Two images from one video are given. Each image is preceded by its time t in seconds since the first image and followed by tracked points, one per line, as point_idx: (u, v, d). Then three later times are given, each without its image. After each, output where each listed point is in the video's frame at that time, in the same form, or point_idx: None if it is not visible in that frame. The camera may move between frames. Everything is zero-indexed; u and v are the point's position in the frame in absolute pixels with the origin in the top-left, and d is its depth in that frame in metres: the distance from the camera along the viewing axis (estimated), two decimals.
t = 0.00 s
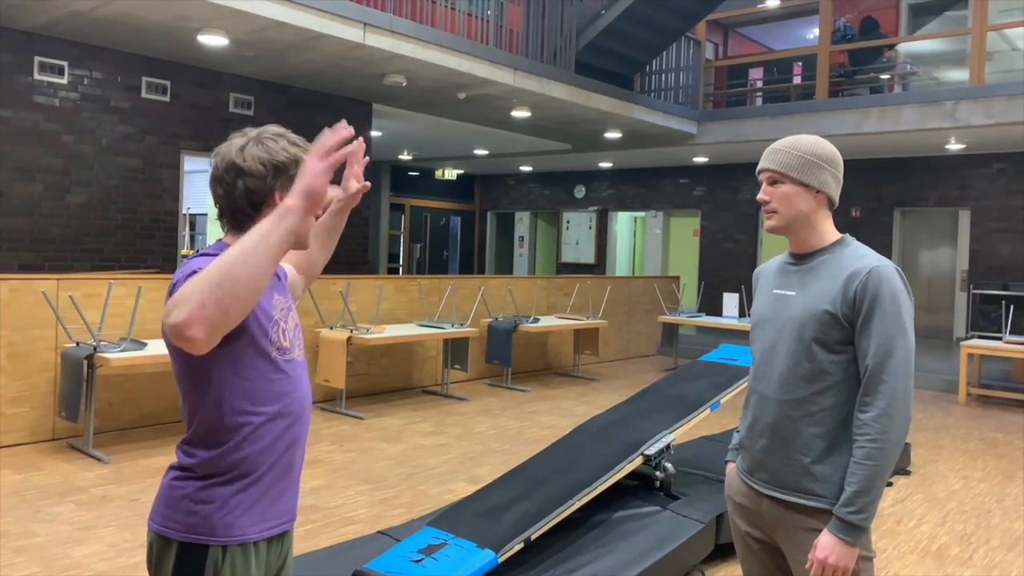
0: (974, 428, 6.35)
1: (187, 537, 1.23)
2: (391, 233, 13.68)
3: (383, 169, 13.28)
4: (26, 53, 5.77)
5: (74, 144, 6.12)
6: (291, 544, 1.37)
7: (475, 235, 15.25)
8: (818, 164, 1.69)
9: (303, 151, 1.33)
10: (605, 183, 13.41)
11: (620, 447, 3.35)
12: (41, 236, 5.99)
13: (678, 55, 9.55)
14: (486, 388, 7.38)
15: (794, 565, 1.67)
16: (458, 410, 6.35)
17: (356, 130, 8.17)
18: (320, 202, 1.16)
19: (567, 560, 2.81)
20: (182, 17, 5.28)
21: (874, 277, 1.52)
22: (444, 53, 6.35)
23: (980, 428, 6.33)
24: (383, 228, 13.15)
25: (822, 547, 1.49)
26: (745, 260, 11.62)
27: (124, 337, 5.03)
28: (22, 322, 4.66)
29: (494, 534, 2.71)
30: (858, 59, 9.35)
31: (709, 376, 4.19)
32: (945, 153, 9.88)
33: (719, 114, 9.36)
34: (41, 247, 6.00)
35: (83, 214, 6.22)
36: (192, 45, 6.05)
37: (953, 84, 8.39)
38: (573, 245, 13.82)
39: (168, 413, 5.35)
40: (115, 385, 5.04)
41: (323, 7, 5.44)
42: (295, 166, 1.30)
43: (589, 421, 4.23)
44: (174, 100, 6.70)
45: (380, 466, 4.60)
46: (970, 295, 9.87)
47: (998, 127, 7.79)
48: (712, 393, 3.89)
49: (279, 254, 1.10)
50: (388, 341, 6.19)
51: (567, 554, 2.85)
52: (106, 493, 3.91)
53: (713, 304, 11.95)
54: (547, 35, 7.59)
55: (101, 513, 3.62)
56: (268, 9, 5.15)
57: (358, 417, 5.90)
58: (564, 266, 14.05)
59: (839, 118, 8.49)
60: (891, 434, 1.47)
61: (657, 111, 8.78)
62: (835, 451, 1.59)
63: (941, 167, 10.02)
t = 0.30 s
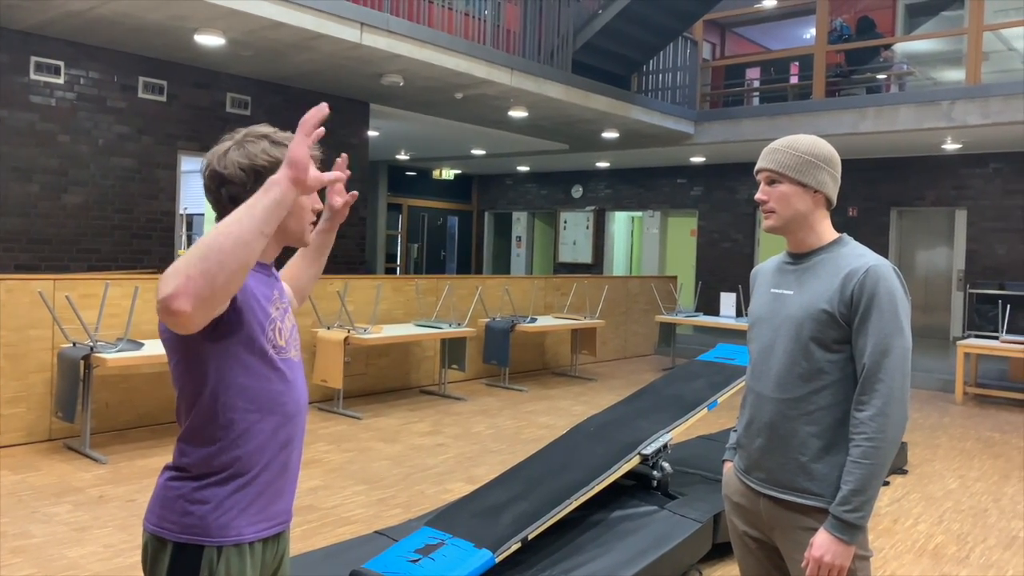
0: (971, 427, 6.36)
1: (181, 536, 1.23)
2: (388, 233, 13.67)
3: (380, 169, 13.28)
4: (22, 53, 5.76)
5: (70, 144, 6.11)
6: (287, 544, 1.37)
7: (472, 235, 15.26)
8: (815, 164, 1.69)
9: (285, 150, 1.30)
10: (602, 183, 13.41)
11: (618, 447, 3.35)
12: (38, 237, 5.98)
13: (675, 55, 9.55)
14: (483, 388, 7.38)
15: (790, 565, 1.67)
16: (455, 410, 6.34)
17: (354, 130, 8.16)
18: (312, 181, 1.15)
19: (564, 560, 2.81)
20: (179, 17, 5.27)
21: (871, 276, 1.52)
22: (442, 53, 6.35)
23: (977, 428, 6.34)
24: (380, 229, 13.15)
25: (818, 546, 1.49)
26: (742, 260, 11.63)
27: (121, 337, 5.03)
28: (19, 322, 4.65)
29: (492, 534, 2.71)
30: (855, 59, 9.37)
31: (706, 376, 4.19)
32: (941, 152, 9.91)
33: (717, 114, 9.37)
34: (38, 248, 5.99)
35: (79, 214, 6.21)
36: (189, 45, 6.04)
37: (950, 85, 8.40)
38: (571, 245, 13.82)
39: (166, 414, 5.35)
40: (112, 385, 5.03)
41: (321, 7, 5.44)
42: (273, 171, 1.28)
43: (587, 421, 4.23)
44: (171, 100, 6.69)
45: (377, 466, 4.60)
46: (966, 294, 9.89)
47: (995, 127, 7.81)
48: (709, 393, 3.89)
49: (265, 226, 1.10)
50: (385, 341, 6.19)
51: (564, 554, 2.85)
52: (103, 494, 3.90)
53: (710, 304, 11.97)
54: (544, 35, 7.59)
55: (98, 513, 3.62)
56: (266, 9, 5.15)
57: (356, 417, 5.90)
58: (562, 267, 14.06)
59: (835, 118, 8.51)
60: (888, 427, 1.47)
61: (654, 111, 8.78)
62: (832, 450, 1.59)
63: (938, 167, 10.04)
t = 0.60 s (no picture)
0: (967, 426, 6.38)
1: (176, 535, 1.23)
2: (385, 232, 13.66)
3: (378, 168, 13.27)
4: (18, 51, 5.74)
5: (67, 143, 6.09)
6: (283, 543, 1.37)
7: (470, 234, 15.25)
8: (812, 164, 1.70)
9: (262, 147, 1.29)
10: (599, 182, 13.42)
11: (615, 446, 3.35)
12: (34, 235, 5.96)
13: (673, 55, 9.55)
14: (480, 387, 7.38)
15: (788, 563, 1.67)
16: (453, 409, 6.34)
17: (351, 129, 8.15)
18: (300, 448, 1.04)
19: (561, 559, 2.81)
20: (176, 15, 5.26)
21: (869, 276, 1.53)
22: (439, 52, 6.35)
23: (973, 427, 6.35)
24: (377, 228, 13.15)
25: (816, 544, 1.49)
26: (739, 259, 11.64)
27: (117, 336, 5.02)
28: (15, 321, 4.64)
29: (489, 533, 2.71)
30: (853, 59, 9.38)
31: (702, 375, 4.20)
32: (938, 152, 9.93)
33: (714, 114, 9.37)
34: (35, 246, 5.98)
35: (75, 212, 6.19)
36: (186, 43, 6.03)
37: (947, 84, 8.40)
38: (568, 244, 13.82)
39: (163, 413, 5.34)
40: (109, 384, 5.02)
41: (318, 6, 5.43)
42: (248, 171, 1.27)
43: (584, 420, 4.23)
44: (168, 99, 6.68)
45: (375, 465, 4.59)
46: (963, 294, 9.91)
47: (991, 127, 7.83)
48: (706, 392, 3.89)
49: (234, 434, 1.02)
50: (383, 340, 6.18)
51: (561, 553, 2.85)
52: (99, 493, 3.89)
53: (708, 304, 11.98)
54: (542, 34, 7.58)
55: (95, 512, 3.61)
56: (263, 8, 5.15)
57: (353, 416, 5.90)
58: (559, 266, 14.05)
59: (832, 118, 8.52)
60: (883, 434, 1.47)
61: (651, 111, 8.78)
62: (829, 449, 1.60)
63: (935, 167, 10.06)
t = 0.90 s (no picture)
0: (964, 426, 6.39)
1: (177, 535, 1.23)
2: (382, 231, 13.64)
3: (375, 168, 13.27)
4: (14, 50, 5.72)
5: (63, 142, 6.08)
6: (283, 543, 1.37)
7: (467, 233, 15.25)
8: (810, 163, 1.70)
9: (260, 145, 1.29)
10: (596, 182, 13.42)
11: (613, 445, 3.35)
12: (30, 235, 5.94)
13: (670, 54, 9.55)
14: (478, 387, 7.38)
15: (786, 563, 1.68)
16: (450, 409, 6.34)
17: (348, 129, 8.14)
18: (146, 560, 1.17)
19: (559, 559, 2.81)
20: (172, 15, 5.25)
21: (867, 276, 1.53)
22: (437, 52, 6.34)
23: (969, 426, 6.37)
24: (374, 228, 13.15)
25: (814, 543, 1.49)
26: (736, 259, 11.66)
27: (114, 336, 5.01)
28: (11, 321, 4.63)
29: (487, 533, 2.71)
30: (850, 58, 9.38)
31: (699, 374, 4.21)
32: (935, 152, 9.95)
33: (711, 113, 9.38)
34: (32, 246, 5.96)
35: (72, 212, 6.18)
36: (183, 43, 6.02)
37: (944, 84, 8.41)
38: (565, 244, 13.82)
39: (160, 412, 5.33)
40: (106, 384, 5.01)
41: (316, 6, 5.43)
42: (248, 168, 1.27)
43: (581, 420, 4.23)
44: (164, 98, 6.66)
45: (372, 465, 4.59)
46: (959, 293, 9.94)
47: (988, 127, 7.84)
48: (703, 392, 3.90)
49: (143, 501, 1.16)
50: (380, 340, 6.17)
51: (558, 552, 2.85)
52: (96, 493, 3.88)
53: (705, 303, 11.99)
54: (539, 34, 7.58)
55: (91, 512, 3.60)
56: (260, 8, 5.14)
57: (350, 416, 5.89)
58: (556, 265, 14.06)
59: (829, 118, 8.53)
60: (878, 435, 1.47)
61: (649, 111, 8.79)
62: (827, 449, 1.60)
63: (931, 167, 10.09)
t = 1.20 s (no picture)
0: (962, 425, 6.40)
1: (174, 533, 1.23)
2: (381, 231, 13.64)
3: (374, 167, 13.28)
4: (13, 49, 5.72)
5: (62, 141, 6.07)
6: (281, 541, 1.38)
7: (466, 232, 15.26)
8: (814, 163, 1.70)
9: (266, 143, 1.30)
10: (595, 181, 13.42)
11: (613, 444, 3.36)
12: (29, 234, 5.94)
13: (669, 54, 9.55)
14: (477, 386, 7.38)
15: (785, 561, 1.68)
16: (449, 408, 6.34)
17: (346, 128, 8.14)
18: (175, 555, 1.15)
19: (558, 557, 2.81)
20: (171, 14, 5.25)
21: (868, 275, 1.53)
22: (436, 51, 6.35)
23: (967, 426, 6.38)
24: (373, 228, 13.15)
25: (813, 542, 1.50)
26: (735, 258, 11.67)
27: (113, 335, 5.01)
28: (10, 320, 4.63)
29: (486, 531, 2.72)
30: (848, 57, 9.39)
31: (699, 373, 4.21)
32: (934, 152, 9.96)
33: (710, 113, 9.38)
34: (31, 245, 5.97)
35: (71, 211, 6.18)
36: (182, 42, 6.02)
37: (942, 83, 8.42)
38: (564, 243, 13.82)
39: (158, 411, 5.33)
40: (105, 383, 5.01)
41: (315, 5, 5.43)
42: (254, 164, 1.27)
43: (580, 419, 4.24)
44: (163, 97, 6.66)
45: (371, 464, 4.59)
46: (957, 293, 9.95)
47: (986, 126, 7.86)
48: (703, 390, 3.90)
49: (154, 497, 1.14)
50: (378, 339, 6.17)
51: (558, 551, 2.86)
52: (95, 492, 3.88)
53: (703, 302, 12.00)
54: (538, 33, 7.59)
55: (91, 511, 3.61)
56: (258, 8, 5.14)
57: (349, 415, 5.89)
58: (555, 265, 14.07)
59: (827, 117, 8.55)
60: (878, 433, 1.48)
61: (647, 110, 8.80)
62: (827, 447, 1.60)
63: (930, 167, 10.10)
